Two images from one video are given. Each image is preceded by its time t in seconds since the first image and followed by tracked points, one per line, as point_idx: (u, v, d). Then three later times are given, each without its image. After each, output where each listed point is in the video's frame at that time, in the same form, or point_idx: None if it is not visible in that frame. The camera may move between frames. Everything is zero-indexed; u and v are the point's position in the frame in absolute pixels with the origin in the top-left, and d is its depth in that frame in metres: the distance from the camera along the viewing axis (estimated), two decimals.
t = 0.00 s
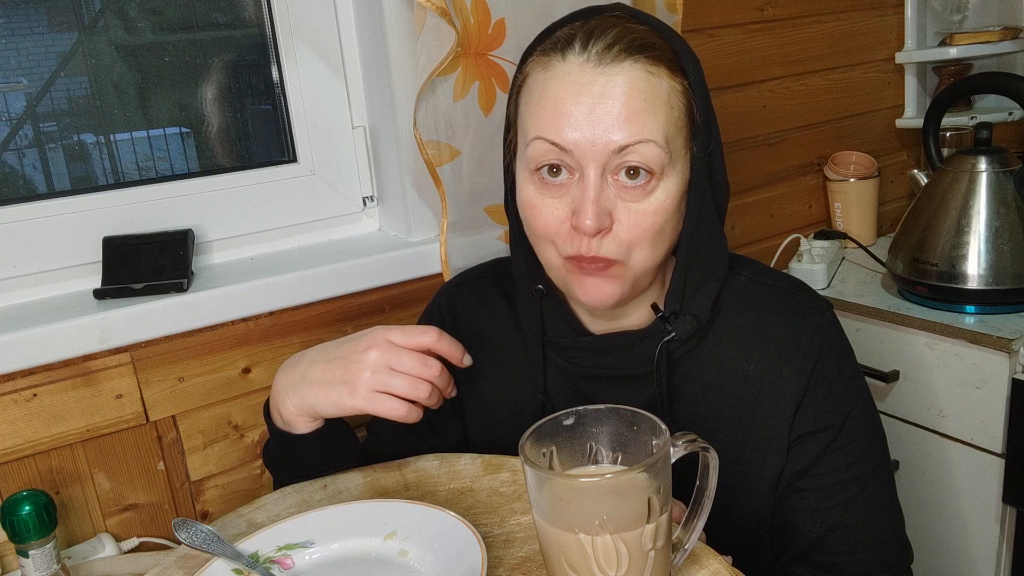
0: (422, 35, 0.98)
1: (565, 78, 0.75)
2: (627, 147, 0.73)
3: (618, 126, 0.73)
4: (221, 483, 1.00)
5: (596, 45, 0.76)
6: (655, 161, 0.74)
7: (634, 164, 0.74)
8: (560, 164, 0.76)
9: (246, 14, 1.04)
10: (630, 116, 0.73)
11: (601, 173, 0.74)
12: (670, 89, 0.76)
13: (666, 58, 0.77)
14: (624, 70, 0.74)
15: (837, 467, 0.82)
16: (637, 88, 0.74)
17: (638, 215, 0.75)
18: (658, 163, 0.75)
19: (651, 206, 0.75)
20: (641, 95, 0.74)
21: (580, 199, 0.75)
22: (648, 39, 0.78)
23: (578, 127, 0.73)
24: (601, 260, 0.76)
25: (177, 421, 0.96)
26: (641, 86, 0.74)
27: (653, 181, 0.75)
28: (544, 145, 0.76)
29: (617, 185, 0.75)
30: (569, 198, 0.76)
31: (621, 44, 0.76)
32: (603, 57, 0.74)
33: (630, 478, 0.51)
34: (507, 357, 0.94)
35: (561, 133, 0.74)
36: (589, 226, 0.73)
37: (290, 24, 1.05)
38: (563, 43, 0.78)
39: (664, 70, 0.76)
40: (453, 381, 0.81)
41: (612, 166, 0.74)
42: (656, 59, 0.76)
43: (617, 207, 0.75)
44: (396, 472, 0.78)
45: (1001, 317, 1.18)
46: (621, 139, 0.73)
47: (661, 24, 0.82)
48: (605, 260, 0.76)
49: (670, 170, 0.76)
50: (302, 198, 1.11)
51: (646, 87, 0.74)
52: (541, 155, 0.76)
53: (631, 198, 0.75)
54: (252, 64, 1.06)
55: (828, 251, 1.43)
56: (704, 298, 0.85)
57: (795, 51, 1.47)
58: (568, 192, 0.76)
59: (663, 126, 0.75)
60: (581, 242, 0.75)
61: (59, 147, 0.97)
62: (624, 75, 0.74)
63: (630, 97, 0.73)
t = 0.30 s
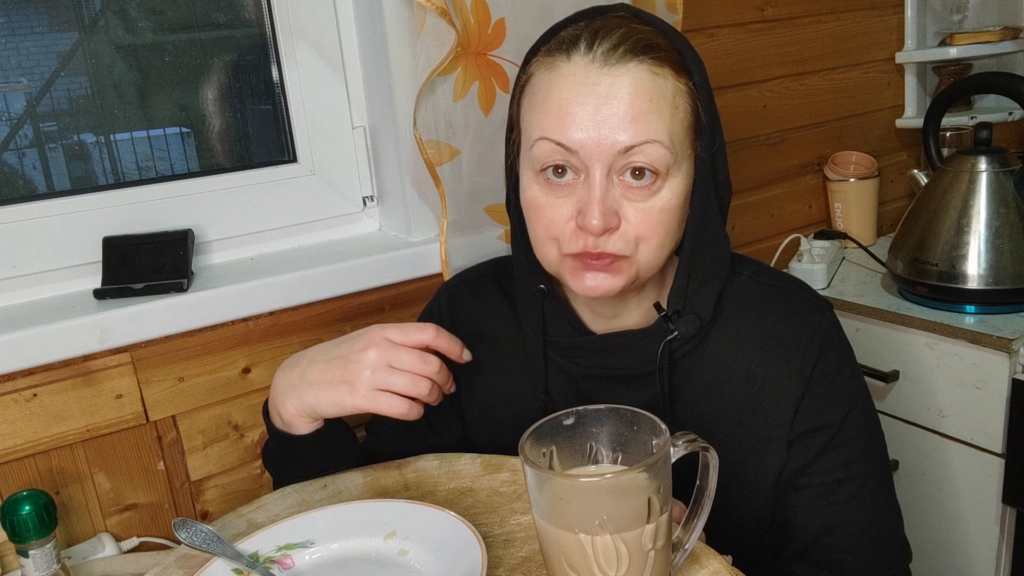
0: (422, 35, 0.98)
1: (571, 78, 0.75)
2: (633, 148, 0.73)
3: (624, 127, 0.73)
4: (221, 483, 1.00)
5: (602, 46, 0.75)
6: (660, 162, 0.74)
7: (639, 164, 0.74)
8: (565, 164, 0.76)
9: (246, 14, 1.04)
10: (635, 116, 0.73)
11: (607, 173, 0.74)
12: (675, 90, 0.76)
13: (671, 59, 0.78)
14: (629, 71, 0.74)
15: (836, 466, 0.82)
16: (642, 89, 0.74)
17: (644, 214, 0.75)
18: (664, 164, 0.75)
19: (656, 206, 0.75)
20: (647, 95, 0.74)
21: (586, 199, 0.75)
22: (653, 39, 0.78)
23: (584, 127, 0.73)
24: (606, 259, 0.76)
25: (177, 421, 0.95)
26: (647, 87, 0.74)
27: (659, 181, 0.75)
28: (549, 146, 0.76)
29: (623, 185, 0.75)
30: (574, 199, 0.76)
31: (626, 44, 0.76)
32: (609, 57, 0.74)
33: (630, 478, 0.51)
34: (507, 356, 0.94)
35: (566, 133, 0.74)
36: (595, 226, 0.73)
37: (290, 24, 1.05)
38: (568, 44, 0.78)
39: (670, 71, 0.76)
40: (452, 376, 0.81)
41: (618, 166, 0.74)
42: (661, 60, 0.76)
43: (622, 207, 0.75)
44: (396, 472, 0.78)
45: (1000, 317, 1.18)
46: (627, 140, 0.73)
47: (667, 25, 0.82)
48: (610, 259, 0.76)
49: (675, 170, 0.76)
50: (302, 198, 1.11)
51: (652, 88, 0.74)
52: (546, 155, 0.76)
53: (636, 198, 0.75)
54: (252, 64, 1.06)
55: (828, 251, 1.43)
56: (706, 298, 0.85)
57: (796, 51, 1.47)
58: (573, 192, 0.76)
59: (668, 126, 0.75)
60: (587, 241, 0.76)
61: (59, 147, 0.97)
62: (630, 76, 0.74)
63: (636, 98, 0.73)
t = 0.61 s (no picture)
0: (422, 35, 0.98)
1: (572, 75, 0.75)
2: (635, 142, 0.73)
3: (625, 121, 0.73)
4: (221, 483, 1.00)
5: (603, 42, 0.75)
6: (661, 157, 0.74)
7: (641, 159, 0.74)
8: (567, 160, 0.76)
9: (246, 14, 1.04)
10: (637, 111, 0.73)
11: (609, 167, 0.74)
12: (676, 87, 0.76)
13: (672, 55, 0.78)
14: (631, 67, 0.74)
15: (835, 464, 0.82)
16: (644, 84, 0.74)
17: (646, 209, 0.75)
18: (665, 158, 0.75)
19: (658, 200, 0.75)
20: (648, 90, 0.74)
21: (588, 194, 0.74)
22: (653, 36, 0.78)
23: (586, 122, 0.73)
24: (608, 255, 0.76)
25: (177, 421, 0.95)
26: (648, 82, 0.74)
27: (660, 176, 0.75)
28: (551, 141, 0.75)
29: (625, 180, 0.75)
30: (576, 194, 0.76)
31: (627, 41, 0.76)
32: (610, 54, 0.74)
33: (630, 478, 0.51)
34: (507, 357, 0.94)
35: (568, 128, 0.74)
36: (597, 220, 0.73)
37: (290, 24, 1.06)
38: (569, 41, 0.78)
39: (671, 67, 0.76)
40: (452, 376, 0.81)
41: (620, 160, 0.74)
42: (662, 56, 0.76)
43: (624, 202, 0.75)
44: (396, 472, 0.78)
45: (1000, 316, 1.18)
46: (629, 134, 0.73)
47: (667, 23, 0.82)
48: (612, 255, 0.76)
49: (676, 165, 0.76)
50: (302, 198, 1.11)
51: (653, 83, 0.74)
52: (548, 151, 0.76)
53: (638, 192, 0.75)
54: (252, 64, 1.06)
55: (828, 251, 1.43)
56: (706, 298, 0.85)
57: (796, 50, 1.47)
58: (575, 188, 0.76)
59: (669, 121, 0.75)
60: (589, 236, 0.75)
61: (59, 147, 0.97)
62: (631, 72, 0.74)
63: (637, 93, 0.73)
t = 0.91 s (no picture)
0: (422, 35, 0.98)
1: (574, 75, 0.75)
2: (638, 142, 0.73)
3: (628, 121, 0.73)
4: (221, 483, 1.00)
5: (605, 43, 0.76)
6: (664, 157, 0.74)
7: (644, 159, 0.74)
8: (570, 160, 0.76)
9: (245, 14, 1.04)
10: (639, 111, 0.73)
11: (612, 167, 0.74)
12: (679, 88, 0.76)
13: (674, 56, 0.78)
14: (633, 68, 0.74)
15: (835, 463, 0.82)
16: (646, 84, 0.74)
17: (649, 209, 0.75)
18: (668, 158, 0.75)
19: (661, 200, 0.75)
20: (650, 91, 0.74)
21: (592, 193, 0.74)
22: (655, 37, 0.78)
23: (588, 122, 0.73)
24: (612, 255, 0.76)
25: (177, 421, 0.95)
26: (650, 83, 0.74)
27: (663, 175, 0.75)
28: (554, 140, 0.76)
29: (628, 180, 0.75)
30: (579, 194, 0.76)
31: (629, 43, 0.76)
32: (612, 54, 0.74)
33: (630, 478, 0.51)
34: (507, 357, 0.94)
35: (571, 127, 0.74)
36: (601, 220, 0.73)
37: (290, 24, 1.06)
38: (571, 42, 0.78)
39: (673, 68, 0.76)
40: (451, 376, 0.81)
41: (623, 160, 0.74)
42: (664, 57, 0.76)
43: (628, 201, 0.74)
44: (396, 472, 0.78)
45: (1000, 317, 1.18)
46: (631, 134, 0.73)
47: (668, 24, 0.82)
48: (616, 255, 0.76)
49: (679, 165, 0.76)
50: (302, 198, 1.11)
51: (656, 84, 0.74)
52: (551, 151, 0.76)
53: (642, 192, 0.75)
54: (252, 64, 1.06)
55: (828, 251, 1.43)
56: (707, 298, 0.85)
57: (796, 50, 1.47)
58: (578, 187, 0.76)
59: (671, 122, 0.75)
60: (592, 236, 0.75)
61: (59, 147, 0.97)
62: (633, 73, 0.74)
63: (640, 93, 0.73)
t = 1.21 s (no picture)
0: (422, 35, 0.98)
1: (575, 76, 0.75)
2: (638, 144, 0.73)
3: (629, 123, 0.73)
4: (221, 483, 1.00)
5: (606, 44, 0.75)
6: (664, 158, 0.74)
7: (644, 161, 0.74)
8: (570, 162, 0.76)
9: (245, 14, 1.04)
10: (640, 113, 0.73)
11: (612, 168, 0.74)
12: (680, 89, 0.76)
13: (676, 57, 0.78)
14: (635, 69, 0.74)
15: (836, 462, 0.82)
16: (647, 86, 0.74)
17: (649, 211, 0.75)
18: (668, 160, 0.75)
19: (662, 201, 0.75)
20: (651, 92, 0.74)
21: (592, 195, 0.75)
22: (657, 37, 0.78)
23: (588, 124, 0.73)
24: (612, 256, 0.76)
25: (177, 421, 0.95)
26: (651, 85, 0.74)
27: (664, 177, 0.75)
28: (554, 142, 0.76)
29: (628, 182, 0.75)
30: (579, 195, 0.76)
31: (631, 43, 0.76)
32: (613, 56, 0.74)
33: (630, 478, 0.51)
34: (507, 356, 0.94)
35: (571, 129, 0.74)
36: (601, 222, 0.73)
37: (290, 24, 1.06)
38: (571, 42, 0.78)
39: (675, 69, 0.76)
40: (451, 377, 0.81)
41: (623, 162, 0.74)
42: (666, 58, 0.76)
43: (628, 203, 0.74)
44: (396, 472, 0.78)
45: (1000, 316, 1.18)
46: (632, 136, 0.73)
47: (671, 23, 0.82)
48: (616, 256, 0.76)
49: (679, 167, 0.76)
50: (302, 198, 1.11)
51: (657, 86, 0.74)
52: (551, 152, 0.76)
53: (642, 194, 0.75)
54: (252, 64, 1.06)
55: (828, 251, 1.43)
56: (707, 297, 0.85)
57: (796, 50, 1.47)
58: (578, 189, 0.76)
59: (672, 124, 0.75)
60: (592, 238, 0.76)
61: (59, 147, 0.97)
62: (634, 74, 0.74)
63: (640, 94, 0.73)
